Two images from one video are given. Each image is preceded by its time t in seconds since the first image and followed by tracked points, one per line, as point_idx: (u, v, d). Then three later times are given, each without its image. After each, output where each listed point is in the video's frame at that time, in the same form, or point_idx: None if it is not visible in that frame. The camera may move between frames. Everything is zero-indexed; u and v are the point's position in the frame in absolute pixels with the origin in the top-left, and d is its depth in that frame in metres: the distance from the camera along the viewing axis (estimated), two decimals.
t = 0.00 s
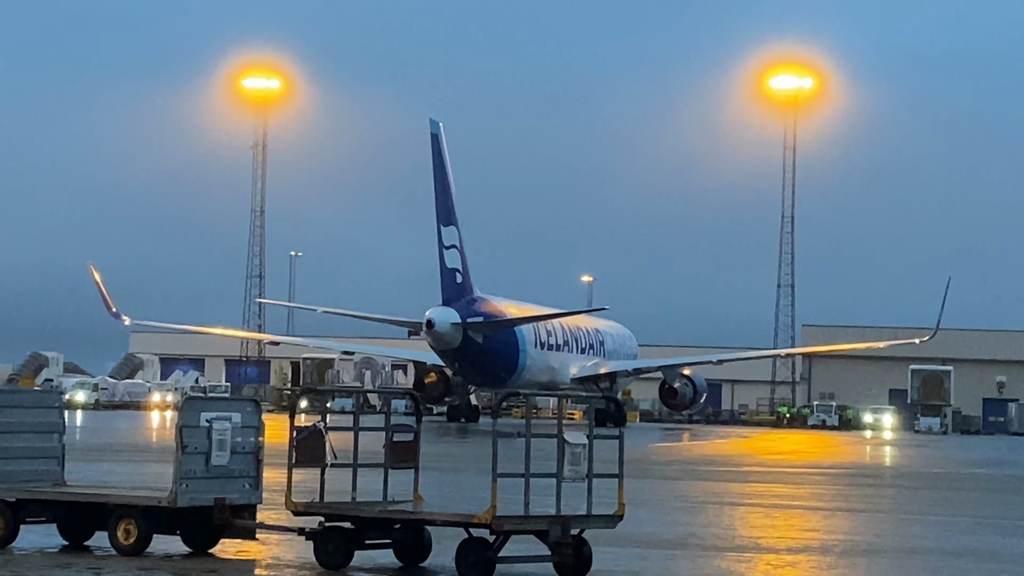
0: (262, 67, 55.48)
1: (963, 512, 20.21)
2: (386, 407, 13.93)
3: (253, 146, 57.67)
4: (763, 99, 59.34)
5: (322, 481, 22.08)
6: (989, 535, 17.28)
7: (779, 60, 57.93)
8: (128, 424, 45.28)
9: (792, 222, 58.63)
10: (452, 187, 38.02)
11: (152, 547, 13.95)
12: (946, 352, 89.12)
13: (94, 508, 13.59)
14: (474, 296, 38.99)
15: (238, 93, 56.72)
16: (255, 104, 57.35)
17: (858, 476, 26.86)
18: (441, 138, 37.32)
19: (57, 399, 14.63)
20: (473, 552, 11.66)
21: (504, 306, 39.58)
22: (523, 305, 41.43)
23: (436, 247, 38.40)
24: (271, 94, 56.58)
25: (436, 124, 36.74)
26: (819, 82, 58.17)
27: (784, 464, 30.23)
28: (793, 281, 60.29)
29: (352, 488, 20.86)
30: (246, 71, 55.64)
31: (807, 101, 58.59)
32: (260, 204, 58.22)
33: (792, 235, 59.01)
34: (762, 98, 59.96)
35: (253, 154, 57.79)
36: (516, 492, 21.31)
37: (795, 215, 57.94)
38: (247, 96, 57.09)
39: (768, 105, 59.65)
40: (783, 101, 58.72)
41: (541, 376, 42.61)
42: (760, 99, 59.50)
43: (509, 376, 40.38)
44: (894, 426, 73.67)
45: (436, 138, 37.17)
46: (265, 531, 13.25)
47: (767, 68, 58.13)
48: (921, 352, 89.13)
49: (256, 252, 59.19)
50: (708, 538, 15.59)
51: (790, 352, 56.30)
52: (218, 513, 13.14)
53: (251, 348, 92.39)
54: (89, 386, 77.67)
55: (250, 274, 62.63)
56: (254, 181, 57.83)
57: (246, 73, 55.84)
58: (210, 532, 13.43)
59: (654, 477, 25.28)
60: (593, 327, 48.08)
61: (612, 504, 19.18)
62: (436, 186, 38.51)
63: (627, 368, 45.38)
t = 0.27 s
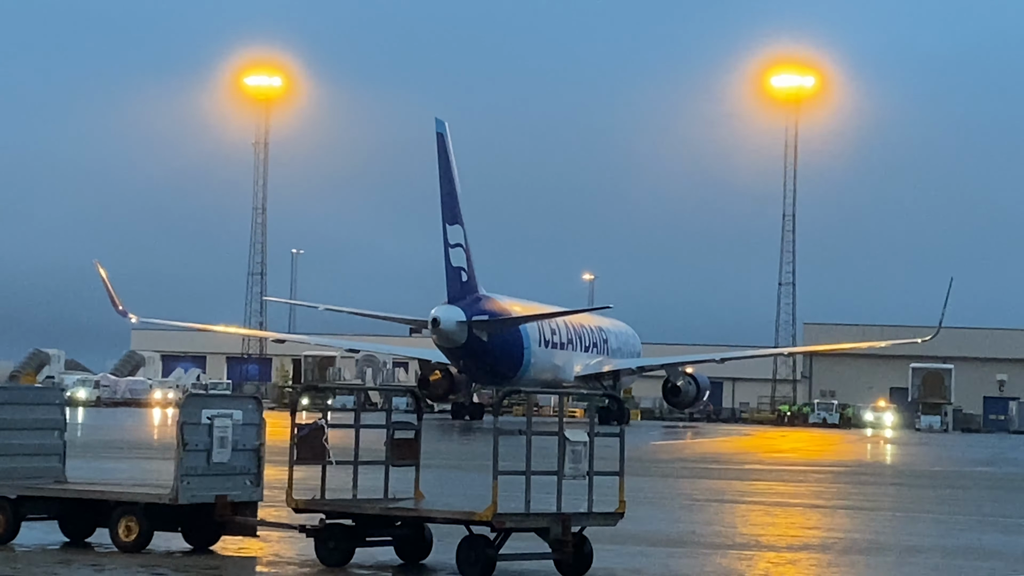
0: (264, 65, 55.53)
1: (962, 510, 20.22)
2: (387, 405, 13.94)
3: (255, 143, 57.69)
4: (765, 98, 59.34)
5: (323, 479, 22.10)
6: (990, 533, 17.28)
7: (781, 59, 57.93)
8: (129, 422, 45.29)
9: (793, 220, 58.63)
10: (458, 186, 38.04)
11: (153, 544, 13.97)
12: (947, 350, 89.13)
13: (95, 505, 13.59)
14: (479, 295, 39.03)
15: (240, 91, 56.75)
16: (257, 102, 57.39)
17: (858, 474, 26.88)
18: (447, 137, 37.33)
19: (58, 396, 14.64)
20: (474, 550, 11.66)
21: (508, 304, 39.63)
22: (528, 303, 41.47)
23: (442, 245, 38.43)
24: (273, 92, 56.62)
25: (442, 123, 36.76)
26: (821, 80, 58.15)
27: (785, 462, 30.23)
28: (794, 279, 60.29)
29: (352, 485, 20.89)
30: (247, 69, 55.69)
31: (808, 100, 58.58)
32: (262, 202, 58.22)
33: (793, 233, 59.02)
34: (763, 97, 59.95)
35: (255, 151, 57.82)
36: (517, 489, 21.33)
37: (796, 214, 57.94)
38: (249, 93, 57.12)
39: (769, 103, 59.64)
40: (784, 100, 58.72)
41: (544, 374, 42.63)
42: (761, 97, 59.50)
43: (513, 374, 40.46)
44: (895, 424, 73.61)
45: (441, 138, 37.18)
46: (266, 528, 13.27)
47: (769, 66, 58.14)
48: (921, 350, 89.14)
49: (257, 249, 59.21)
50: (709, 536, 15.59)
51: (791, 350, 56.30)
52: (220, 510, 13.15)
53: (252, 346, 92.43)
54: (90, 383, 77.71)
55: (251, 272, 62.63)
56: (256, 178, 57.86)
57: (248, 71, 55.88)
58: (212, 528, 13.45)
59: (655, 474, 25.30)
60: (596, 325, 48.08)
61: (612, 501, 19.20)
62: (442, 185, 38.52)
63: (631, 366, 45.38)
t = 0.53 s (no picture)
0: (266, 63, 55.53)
1: (964, 510, 20.21)
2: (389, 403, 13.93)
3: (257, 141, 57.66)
4: (766, 97, 59.33)
5: (324, 478, 22.09)
6: (991, 533, 17.27)
7: (782, 58, 57.91)
8: (131, 420, 45.30)
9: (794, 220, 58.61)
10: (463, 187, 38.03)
11: (154, 542, 13.96)
12: (948, 350, 89.13)
13: (96, 503, 13.59)
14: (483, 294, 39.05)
15: (242, 89, 56.73)
16: (259, 100, 57.36)
17: (860, 474, 26.87)
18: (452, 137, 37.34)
19: (60, 394, 14.63)
20: (475, 549, 11.66)
21: (513, 304, 39.65)
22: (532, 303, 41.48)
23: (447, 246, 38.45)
24: (274, 90, 56.61)
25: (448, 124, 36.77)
26: (822, 80, 58.13)
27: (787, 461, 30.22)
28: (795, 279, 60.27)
29: (353, 484, 20.88)
30: (249, 67, 55.70)
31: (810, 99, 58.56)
32: (263, 200, 58.20)
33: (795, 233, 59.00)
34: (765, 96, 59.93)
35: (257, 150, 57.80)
36: (518, 488, 21.31)
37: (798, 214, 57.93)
38: (251, 92, 57.10)
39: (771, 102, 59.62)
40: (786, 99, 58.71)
41: (548, 374, 42.62)
42: (763, 96, 59.49)
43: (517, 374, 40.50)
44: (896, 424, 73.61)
45: (447, 138, 37.18)
46: (267, 527, 13.26)
47: (770, 66, 58.12)
48: (923, 350, 89.12)
49: (259, 247, 59.19)
50: (711, 535, 15.57)
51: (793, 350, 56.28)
52: (220, 509, 13.15)
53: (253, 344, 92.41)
54: (91, 381, 77.71)
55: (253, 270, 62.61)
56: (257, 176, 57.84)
57: (250, 69, 55.88)
58: (213, 527, 13.44)
59: (656, 474, 25.30)
60: (600, 325, 48.07)
61: (613, 501, 19.21)
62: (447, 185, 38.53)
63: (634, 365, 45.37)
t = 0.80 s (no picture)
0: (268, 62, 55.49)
1: (965, 511, 20.20)
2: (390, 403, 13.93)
3: (259, 140, 57.60)
4: (768, 97, 59.27)
5: (326, 477, 22.07)
6: (993, 533, 17.25)
7: (785, 58, 57.83)
8: (132, 419, 45.30)
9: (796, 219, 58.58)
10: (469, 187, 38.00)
11: (155, 541, 13.96)
12: (950, 350, 89.09)
13: (97, 502, 13.59)
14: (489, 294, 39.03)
15: (244, 88, 56.69)
16: (261, 99, 57.30)
17: (861, 474, 26.85)
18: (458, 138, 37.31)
19: (62, 393, 14.62)
20: (476, 548, 11.65)
21: (517, 304, 39.64)
22: (537, 303, 41.47)
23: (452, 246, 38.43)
24: (277, 89, 56.57)
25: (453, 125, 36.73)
26: (825, 80, 58.05)
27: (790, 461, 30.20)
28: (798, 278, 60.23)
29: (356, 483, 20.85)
30: (251, 66, 55.66)
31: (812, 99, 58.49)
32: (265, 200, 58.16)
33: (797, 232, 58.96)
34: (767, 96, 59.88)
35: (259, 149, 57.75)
36: (520, 488, 21.29)
37: (800, 214, 57.92)
38: (253, 91, 57.04)
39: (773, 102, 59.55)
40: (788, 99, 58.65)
41: (553, 374, 42.62)
42: (766, 96, 59.43)
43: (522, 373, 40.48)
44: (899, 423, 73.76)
45: (453, 139, 37.15)
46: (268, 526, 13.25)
47: (773, 66, 58.06)
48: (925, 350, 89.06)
49: (261, 246, 59.15)
50: (713, 535, 15.56)
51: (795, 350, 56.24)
52: (222, 508, 13.14)
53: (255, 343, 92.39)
54: (93, 380, 77.71)
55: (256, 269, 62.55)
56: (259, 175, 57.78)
57: (252, 68, 55.85)
58: (215, 526, 13.44)
59: (657, 474, 25.28)
60: (604, 325, 48.05)
61: (616, 500, 19.19)
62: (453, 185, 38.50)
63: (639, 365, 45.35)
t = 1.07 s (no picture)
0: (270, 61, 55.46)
1: (967, 511, 20.20)
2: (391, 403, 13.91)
3: (262, 139, 57.57)
4: (770, 97, 59.28)
5: (328, 476, 22.07)
6: (995, 534, 17.25)
7: (787, 58, 57.81)
8: (133, 418, 45.30)
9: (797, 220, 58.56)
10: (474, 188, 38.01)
11: (157, 540, 13.97)
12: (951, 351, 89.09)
13: (99, 501, 13.59)
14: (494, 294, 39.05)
15: (246, 87, 56.66)
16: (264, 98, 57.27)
17: (863, 474, 26.84)
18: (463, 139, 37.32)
19: (63, 392, 14.63)
20: (478, 548, 11.64)
21: (522, 304, 39.65)
22: (541, 303, 41.49)
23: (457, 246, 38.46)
24: (279, 88, 56.54)
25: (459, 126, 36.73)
26: (826, 80, 58.02)
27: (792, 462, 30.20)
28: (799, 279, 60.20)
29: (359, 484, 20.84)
30: (253, 65, 55.64)
31: (813, 99, 58.47)
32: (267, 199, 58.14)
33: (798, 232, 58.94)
34: (769, 96, 59.87)
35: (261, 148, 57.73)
36: (522, 489, 21.30)
37: (801, 214, 57.92)
38: (255, 90, 57.00)
39: (775, 102, 59.54)
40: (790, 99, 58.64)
41: (557, 374, 42.63)
42: (767, 96, 59.42)
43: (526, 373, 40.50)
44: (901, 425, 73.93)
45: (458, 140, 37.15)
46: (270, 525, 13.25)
47: (775, 66, 58.04)
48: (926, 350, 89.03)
49: (263, 246, 59.12)
50: (714, 535, 15.57)
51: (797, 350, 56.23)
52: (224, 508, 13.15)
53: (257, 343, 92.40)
54: (95, 379, 77.69)
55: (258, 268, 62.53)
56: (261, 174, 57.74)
57: (254, 67, 55.81)
58: (216, 525, 13.44)
59: (659, 474, 25.27)
60: (608, 325, 48.03)
61: (618, 501, 19.20)
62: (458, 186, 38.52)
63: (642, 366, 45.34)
